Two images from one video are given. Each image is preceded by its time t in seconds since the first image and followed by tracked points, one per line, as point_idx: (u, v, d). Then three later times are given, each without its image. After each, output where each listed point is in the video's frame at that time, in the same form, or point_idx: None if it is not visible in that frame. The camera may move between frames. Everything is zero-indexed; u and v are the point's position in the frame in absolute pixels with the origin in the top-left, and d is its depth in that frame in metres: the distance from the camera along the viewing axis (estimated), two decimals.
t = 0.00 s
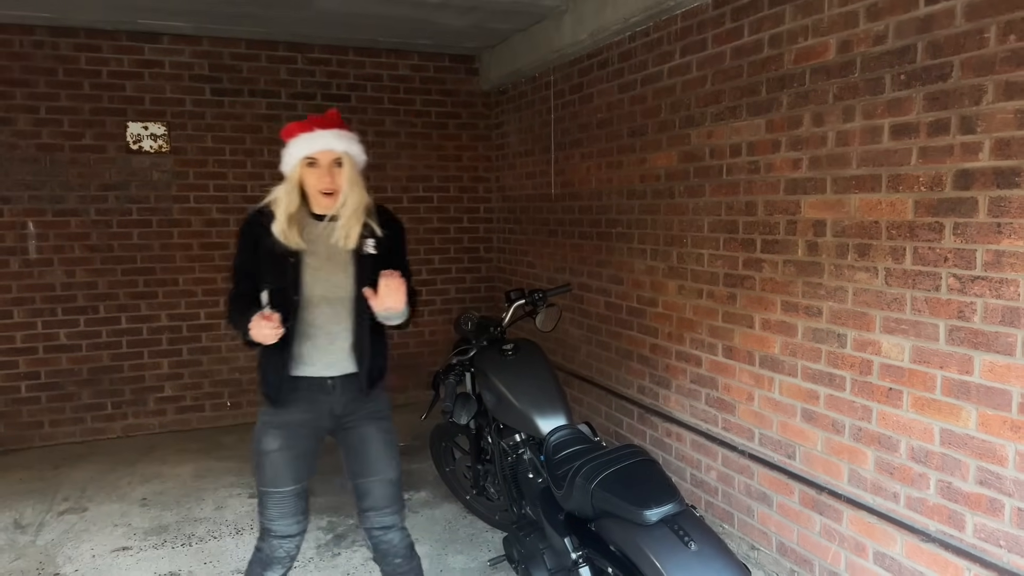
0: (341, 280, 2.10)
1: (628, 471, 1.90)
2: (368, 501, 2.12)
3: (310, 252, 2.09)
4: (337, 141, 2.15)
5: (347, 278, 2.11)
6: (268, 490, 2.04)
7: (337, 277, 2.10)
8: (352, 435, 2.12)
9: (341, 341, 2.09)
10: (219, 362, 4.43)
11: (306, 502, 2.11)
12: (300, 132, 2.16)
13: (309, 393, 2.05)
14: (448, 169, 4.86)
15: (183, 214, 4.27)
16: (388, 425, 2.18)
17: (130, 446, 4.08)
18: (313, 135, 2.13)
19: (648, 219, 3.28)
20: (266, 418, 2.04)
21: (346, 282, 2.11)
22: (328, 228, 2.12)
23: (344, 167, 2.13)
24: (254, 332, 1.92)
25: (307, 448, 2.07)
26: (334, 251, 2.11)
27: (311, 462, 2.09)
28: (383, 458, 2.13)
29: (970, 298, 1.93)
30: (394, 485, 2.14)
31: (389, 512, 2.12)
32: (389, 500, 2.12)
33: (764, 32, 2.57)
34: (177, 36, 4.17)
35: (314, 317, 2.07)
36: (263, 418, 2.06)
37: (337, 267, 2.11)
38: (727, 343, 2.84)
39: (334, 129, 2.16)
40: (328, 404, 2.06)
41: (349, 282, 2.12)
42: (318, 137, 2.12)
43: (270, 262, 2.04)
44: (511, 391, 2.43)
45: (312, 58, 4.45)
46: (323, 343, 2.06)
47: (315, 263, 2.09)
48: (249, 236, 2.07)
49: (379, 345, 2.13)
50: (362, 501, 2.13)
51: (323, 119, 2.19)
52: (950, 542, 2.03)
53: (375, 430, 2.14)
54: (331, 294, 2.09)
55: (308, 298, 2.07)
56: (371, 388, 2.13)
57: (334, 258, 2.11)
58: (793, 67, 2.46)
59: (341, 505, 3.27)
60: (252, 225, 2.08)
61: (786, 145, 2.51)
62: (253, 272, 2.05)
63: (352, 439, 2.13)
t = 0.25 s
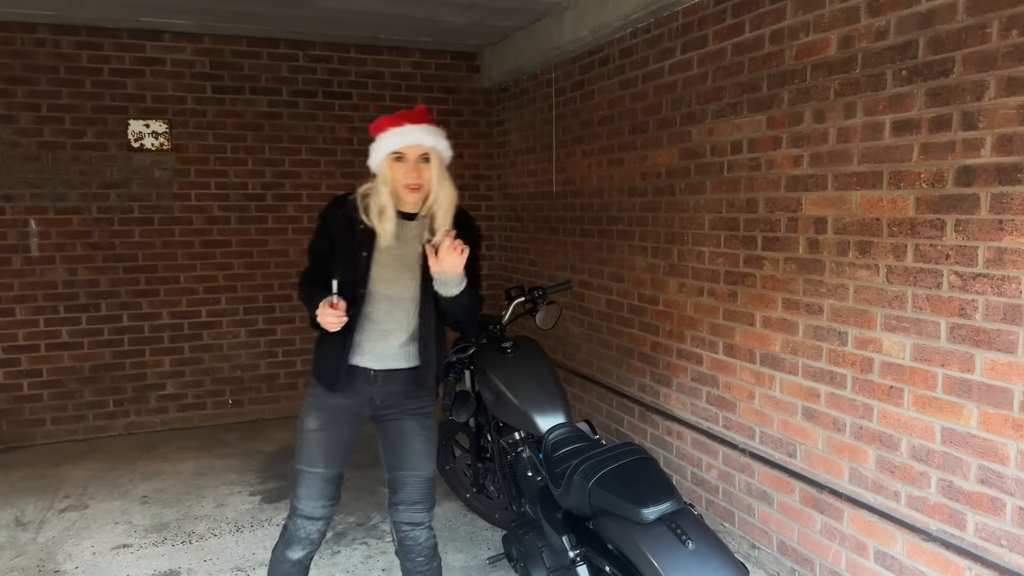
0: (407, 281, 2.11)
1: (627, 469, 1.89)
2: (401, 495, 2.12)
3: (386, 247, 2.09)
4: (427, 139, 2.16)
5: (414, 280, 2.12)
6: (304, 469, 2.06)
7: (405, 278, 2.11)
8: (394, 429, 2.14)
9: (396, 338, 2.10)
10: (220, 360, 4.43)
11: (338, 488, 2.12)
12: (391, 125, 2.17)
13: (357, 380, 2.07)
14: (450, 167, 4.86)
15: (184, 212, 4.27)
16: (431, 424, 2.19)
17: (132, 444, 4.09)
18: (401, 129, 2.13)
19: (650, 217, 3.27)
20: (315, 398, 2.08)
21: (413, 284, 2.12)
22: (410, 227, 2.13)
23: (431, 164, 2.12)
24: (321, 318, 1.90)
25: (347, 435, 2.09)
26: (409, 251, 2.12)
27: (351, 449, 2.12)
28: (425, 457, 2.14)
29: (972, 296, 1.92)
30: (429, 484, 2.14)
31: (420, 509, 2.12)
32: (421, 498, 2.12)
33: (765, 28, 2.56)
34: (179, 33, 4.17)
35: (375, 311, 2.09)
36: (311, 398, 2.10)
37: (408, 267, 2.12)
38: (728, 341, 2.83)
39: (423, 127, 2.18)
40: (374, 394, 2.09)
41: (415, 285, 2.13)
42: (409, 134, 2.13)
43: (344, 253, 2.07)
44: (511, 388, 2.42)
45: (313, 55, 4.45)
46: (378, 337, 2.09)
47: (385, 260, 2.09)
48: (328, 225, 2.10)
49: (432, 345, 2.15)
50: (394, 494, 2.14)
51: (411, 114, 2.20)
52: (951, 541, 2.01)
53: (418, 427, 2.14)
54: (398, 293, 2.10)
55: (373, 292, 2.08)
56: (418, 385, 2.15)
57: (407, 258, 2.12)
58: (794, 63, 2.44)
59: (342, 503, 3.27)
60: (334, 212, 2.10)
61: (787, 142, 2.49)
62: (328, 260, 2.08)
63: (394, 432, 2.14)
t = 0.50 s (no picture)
0: (426, 276, 2.09)
1: (623, 467, 1.89)
2: (408, 491, 2.13)
3: (409, 240, 2.08)
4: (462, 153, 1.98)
5: (434, 275, 2.10)
6: (314, 455, 2.11)
7: (425, 273, 2.09)
8: (405, 424, 2.14)
9: (412, 333, 2.09)
10: (219, 358, 4.43)
11: (346, 478, 2.15)
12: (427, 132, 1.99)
13: (370, 372, 2.09)
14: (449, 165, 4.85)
15: (183, 210, 4.27)
16: (444, 424, 2.17)
17: (131, 442, 4.09)
18: (435, 144, 1.97)
19: (648, 214, 3.26)
20: (331, 385, 2.13)
21: (432, 280, 2.10)
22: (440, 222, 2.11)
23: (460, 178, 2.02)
24: (329, 304, 1.96)
25: (358, 425, 2.11)
26: (434, 245, 2.10)
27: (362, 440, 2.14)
28: (434, 457, 2.13)
29: (970, 293, 1.91)
30: (435, 484, 2.13)
31: (424, 508, 2.12)
32: (427, 497, 2.12)
33: (763, 25, 2.55)
34: (177, 31, 4.17)
35: (393, 304, 2.09)
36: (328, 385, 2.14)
37: (432, 262, 2.10)
38: (727, 339, 2.82)
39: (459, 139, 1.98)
40: (386, 388, 2.10)
41: (435, 281, 2.11)
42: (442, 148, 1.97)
43: (369, 241, 2.09)
44: (508, 386, 2.42)
45: (312, 53, 4.44)
46: (395, 330, 2.09)
47: (407, 253, 2.08)
48: (361, 211, 2.13)
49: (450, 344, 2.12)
50: (402, 489, 2.15)
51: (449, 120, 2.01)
52: (949, 540, 2.01)
53: (429, 426, 2.13)
54: (416, 287, 2.09)
55: (392, 284, 2.08)
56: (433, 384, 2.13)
57: (431, 252, 2.10)
58: (792, 60, 2.43)
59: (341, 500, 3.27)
60: (366, 202, 2.13)
61: (785, 139, 2.48)
62: (354, 246, 2.12)
63: (405, 428, 2.14)
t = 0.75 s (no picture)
0: (435, 278, 2.08)
1: (619, 463, 1.88)
2: (410, 486, 2.13)
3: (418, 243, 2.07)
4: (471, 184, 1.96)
5: (444, 278, 2.09)
6: (318, 450, 2.10)
7: (434, 275, 2.08)
8: (409, 421, 2.14)
9: (417, 333, 2.09)
10: (216, 355, 4.43)
11: (352, 473, 2.15)
12: (438, 159, 1.93)
13: (374, 368, 2.09)
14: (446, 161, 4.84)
15: (180, 207, 4.26)
16: (448, 421, 2.17)
17: (127, 439, 4.09)
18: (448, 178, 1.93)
19: (646, 210, 3.25)
20: (334, 382, 2.12)
21: (441, 282, 2.09)
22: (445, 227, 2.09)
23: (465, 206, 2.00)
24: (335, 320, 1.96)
25: (362, 422, 2.11)
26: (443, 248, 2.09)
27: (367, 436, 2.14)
28: (437, 453, 2.13)
29: (966, 289, 1.90)
30: (438, 479, 2.13)
31: (425, 503, 2.12)
32: (428, 492, 2.12)
33: (760, 20, 2.54)
34: (174, 27, 4.15)
35: (399, 304, 2.09)
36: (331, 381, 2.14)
37: (441, 264, 2.08)
38: (724, 336, 2.82)
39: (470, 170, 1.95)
40: (391, 384, 2.10)
41: (444, 282, 2.10)
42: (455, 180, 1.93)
43: (375, 244, 2.06)
44: (504, 383, 2.41)
45: (309, 49, 4.43)
46: (401, 330, 2.08)
47: (415, 256, 2.06)
48: (363, 212, 2.09)
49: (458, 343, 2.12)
50: (404, 485, 2.15)
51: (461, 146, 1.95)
52: (945, 536, 2.00)
53: (432, 422, 2.13)
54: (424, 289, 2.08)
55: (399, 286, 2.07)
56: (438, 381, 2.14)
57: (439, 255, 2.09)
58: (789, 55, 2.42)
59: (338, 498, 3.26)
60: (370, 202, 2.09)
61: (782, 135, 2.47)
62: (359, 249, 2.08)
63: (408, 424, 2.14)
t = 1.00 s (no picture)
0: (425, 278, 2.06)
1: (615, 460, 1.87)
2: (404, 482, 2.12)
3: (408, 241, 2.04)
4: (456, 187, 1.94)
5: (433, 275, 2.07)
6: (318, 450, 2.09)
7: (425, 273, 2.06)
8: (404, 417, 2.12)
9: (410, 330, 2.08)
10: (212, 352, 4.41)
11: (354, 471, 2.14)
12: (425, 162, 1.91)
13: (368, 366, 2.08)
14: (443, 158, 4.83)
15: (176, 203, 4.25)
16: (443, 417, 2.15)
17: (123, 437, 4.08)
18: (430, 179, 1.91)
19: (643, 207, 3.24)
20: (329, 381, 2.10)
21: (433, 279, 2.07)
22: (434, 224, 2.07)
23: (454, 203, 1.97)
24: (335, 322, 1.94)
25: (358, 419, 2.10)
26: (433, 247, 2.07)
27: (365, 434, 2.12)
28: (431, 447, 2.12)
29: (963, 285, 1.90)
30: (433, 475, 2.12)
31: (419, 499, 2.11)
32: (423, 487, 2.11)
33: (757, 15, 2.53)
34: (169, 23, 4.14)
35: (390, 302, 2.07)
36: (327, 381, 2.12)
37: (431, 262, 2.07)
38: (720, 332, 2.81)
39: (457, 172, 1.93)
40: (384, 380, 2.09)
41: (436, 279, 2.07)
42: (440, 183, 1.91)
43: (364, 241, 2.05)
44: (501, 380, 2.40)
45: (305, 45, 4.42)
46: (394, 328, 2.08)
47: (405, 254, 2.04)
48: (352, 210, 2.08)
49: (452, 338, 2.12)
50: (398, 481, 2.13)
51: (447, 149, 1.93)
52: (942, 533, 2.00)
53: (426, 418, 2.12)
54: (416, 288, 2.06)
55: (389, 284, 2.05)
56: (432, 376, 2.13)
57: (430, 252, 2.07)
58: (786, 51, 2.41)
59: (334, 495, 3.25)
60: (358, 202, 2.08)
61: (779, 131, 2.46)
62: (348, 247, 2.08)
63: (403, 420, 2.13)
